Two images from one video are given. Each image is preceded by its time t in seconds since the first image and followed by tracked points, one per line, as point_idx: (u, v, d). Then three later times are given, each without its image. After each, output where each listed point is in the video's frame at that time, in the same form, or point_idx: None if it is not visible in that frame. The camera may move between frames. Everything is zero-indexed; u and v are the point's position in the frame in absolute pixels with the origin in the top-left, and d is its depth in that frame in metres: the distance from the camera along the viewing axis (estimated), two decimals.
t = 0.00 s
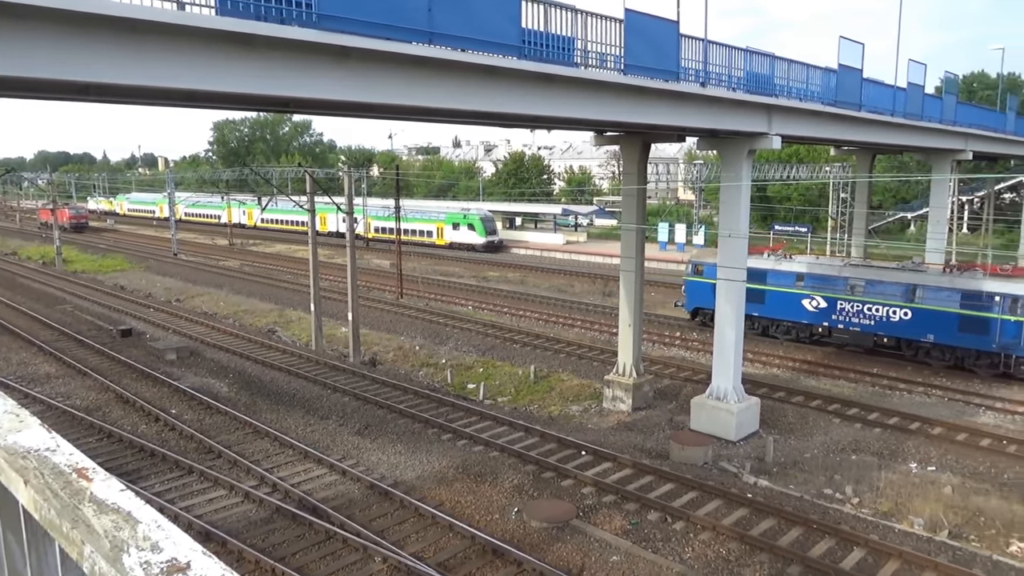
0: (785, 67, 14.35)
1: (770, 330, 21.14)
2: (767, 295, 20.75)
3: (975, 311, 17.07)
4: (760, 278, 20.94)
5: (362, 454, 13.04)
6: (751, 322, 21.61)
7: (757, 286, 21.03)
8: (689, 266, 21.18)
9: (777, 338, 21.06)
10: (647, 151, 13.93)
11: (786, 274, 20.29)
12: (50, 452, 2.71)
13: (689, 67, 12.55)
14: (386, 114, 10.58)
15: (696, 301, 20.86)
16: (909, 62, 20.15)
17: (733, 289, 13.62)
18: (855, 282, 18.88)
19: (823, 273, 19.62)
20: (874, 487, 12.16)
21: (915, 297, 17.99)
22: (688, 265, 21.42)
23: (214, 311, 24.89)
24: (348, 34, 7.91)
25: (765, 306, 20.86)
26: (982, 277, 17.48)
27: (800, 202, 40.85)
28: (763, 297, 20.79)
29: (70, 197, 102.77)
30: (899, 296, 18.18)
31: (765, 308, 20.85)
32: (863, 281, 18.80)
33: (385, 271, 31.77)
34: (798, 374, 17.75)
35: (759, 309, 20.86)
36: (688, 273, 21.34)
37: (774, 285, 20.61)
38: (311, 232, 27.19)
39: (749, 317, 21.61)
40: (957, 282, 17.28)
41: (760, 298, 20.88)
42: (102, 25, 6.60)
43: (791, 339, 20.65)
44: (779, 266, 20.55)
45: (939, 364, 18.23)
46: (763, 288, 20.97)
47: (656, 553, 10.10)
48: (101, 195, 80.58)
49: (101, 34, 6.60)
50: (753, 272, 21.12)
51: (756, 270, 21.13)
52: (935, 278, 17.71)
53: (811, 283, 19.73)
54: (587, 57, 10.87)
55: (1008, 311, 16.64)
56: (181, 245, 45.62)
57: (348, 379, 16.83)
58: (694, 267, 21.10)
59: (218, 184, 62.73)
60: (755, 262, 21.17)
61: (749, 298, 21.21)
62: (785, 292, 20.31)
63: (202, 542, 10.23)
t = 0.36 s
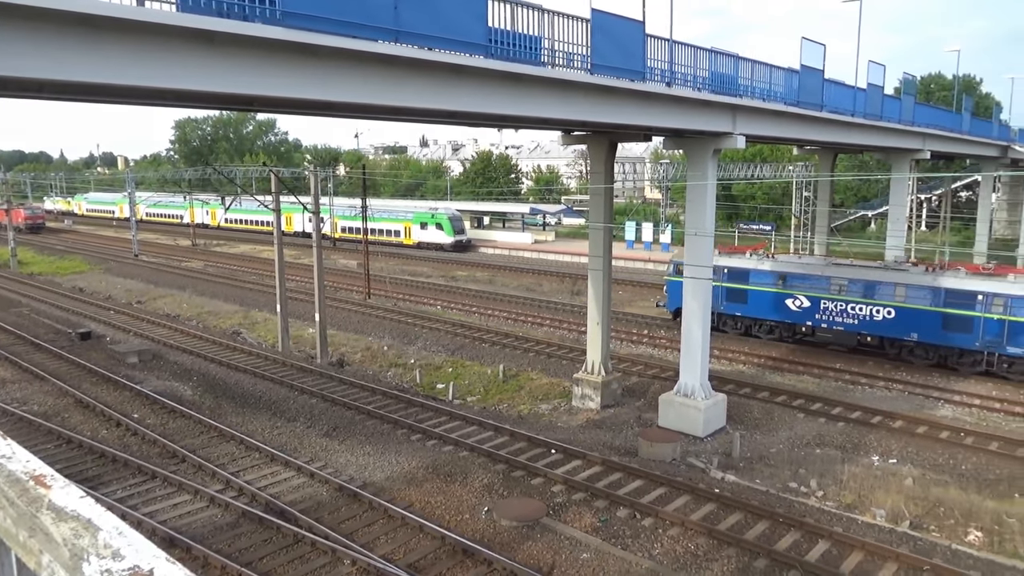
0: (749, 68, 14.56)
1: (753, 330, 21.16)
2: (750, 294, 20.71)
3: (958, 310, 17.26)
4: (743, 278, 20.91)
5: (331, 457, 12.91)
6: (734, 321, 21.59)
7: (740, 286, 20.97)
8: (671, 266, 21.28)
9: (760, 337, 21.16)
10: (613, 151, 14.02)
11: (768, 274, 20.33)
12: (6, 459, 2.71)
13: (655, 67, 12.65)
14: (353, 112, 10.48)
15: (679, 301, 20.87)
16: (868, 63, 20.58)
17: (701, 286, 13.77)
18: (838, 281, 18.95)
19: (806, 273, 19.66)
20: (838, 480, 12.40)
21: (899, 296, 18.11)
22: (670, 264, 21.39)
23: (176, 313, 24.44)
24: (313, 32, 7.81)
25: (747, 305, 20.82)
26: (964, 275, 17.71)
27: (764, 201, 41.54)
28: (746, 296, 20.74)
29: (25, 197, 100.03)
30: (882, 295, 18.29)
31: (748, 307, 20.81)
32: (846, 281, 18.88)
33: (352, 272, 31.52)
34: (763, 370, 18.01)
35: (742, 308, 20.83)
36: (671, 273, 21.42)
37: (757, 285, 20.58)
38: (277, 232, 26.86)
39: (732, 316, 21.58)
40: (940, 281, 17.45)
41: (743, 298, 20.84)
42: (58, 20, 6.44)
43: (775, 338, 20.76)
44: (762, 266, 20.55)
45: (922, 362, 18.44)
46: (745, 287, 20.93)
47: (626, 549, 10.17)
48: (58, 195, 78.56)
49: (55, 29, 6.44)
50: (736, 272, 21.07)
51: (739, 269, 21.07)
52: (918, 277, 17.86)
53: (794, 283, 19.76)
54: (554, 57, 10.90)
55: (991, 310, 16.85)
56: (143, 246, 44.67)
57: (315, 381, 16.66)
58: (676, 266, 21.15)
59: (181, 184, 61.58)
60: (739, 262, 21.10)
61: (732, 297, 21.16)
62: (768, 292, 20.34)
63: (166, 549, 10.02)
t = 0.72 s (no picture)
0: (730, 68, 14.65)
1: (752, 330, 20.98)
2: (749, 295, 20.48)
3: (961, 310, 17.04)
4: (742, 278, 20.69)
5: (313, 458, 12.84)
6: (733, 322, 21.40)
7: (739, 286, 20.75)
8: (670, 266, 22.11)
9: (759, 338, 20.98)
10: (596, 150, 14.07)
11: (768, 273, 20.15)
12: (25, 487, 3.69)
13: (637, 67, 12.70)
14: (335, 111, 10.41)
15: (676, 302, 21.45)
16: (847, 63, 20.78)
17: (683, 285, 13.86)
18: (839, 281, 18.76)
19: (806, 273, 19.47)
20: (819, 477, 12.50)
21: (901, 296, 17.92)
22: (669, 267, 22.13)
23: (156, 314, 24.19)
24: (293, 30, 7.75)
25: (747, 306, 20.60)
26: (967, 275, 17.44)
27: (745, 200, 42.01)
28: (745, 297, 20.52)
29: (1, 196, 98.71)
30: (883, 296, 18.12)
31: (747, 308, 20.58)
32: (847, 281, 18.69)
33: (334, 272, 31.38)
34: (745, 368, 18.14)
35: (741, 309, 20.59)
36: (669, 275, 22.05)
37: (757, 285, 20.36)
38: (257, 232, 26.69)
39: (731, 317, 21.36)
40: (942, 281, 17.24)
41: (742, 298, 20.61)
42: (30, 17, 6.33)
43: (775, 339, 20.60)
44: (761, 266, 20.37)
45: (924, 363, 18.33)
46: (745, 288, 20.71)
47: (609, 547, 10.19)
48: (34, 195, 77.49)
49: (30, 27, 6.33)
50: (735, 272, 20.85)
51: (738, 269, 20.89)
52: (919, 277, 17.66)
53: (794, 283, 19.58)
54: (536, 56, 10.91)
55: (994, 310, 16.57)
56: (121, 246, 44.11)
57: (297, 382, 16.57)
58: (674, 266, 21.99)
59: (159, 184, 60.94)
60: (738, 262, 20.95)
61: (731, 298, 20.93)
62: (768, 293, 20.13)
63: (146, 552, 9.91)
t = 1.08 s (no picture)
0: (718, 68, 14.70)
1: (759, 332, 20.72)
2: (756, 296, 20.23)
3: (973, 312, 16.81)
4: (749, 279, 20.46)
5: (303, 458, 12.79)
6: (739, 324, 21.14)
7: (746, 287, 20.52)
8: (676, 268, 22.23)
9: (766, 339, 20.74)
10: (585, 150, 14.09)
11: (775, 274, 19.94)
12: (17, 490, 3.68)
13: (626, 67, 12.73)
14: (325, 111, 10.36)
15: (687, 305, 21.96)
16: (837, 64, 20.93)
17: (673, 285, 13.90)
18: (847, 282, 18.54)
19: (814, 274, 19.25)
20: (808, 475, 12.57)
21: (911, 298, 17.70)
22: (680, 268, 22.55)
23: (143, 315, 24.04)
24: (282, 29, 7.72)
25: (753, 308, 20.35)
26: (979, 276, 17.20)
27: (734, 199, 42.18)
28: (752, 299, 20.25)
29: None
30: (893, 297, 17.91)
31: (754, 310, 20.32)
32: (856, 282, 18.48)
33: (323, 272, 31.30)
34: (735, 367, 18.22)
35: (748, 311, 20.32)
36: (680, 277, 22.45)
37: (763, 287, 20.13)
38: (245, 232, 26.58)
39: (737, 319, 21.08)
40: (953, 282, 17.01)
41: (749, 300, 20.36)
42: (14, 16, 6.26)
43: (783, 341, 20.40)
44: (768, 266, 20.15)
45: (935, 365, 18.10)
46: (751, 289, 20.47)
47: (600, 546, 10.21)
48: (20, 195, 76.82)
49: (15, 25, 6.26)
50: (742, 273, 20.61)
51: (745, 270, 20.69)
52: (930, 277, 17.44)
53: (802, 284, 19.36)
54: (525, 56, 10.91)
55: (1006, 312, 16.35)
56: (108, 246, 43.78)
57: (286, 382, 16.51)
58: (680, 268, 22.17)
59: (147, 183, 60.56)
60: (745, 263, 20.77)
61: (737, 300, 20.66)
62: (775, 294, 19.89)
63: (134, 554, 9.84)
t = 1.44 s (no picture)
0: (709, 68, 14.74)
1: (768, 334, 20.47)
2: (766, 298, 19.90)
3: (988, 313, 16.53)
4: (758, 280, 20.12)
5: (294, 459, 12.75)
6: (748, 326, 20.82)
7: (754, 289, 20.18)
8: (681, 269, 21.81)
9: (776, 341, 20.47)
10: (576, 149, 14.10)
11: (784, 275, 19.61)
12: None
13: (617, 67, 12.74)
14: (315, 110, 10.31)
15: (690, 305, 21.58)
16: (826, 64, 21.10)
17: (663, 284, 13.91)
18: (859, 284, 18.28)
19: (824, 275, 18.96)
20: (799, 473, 12.62)
21: (924, 299, 17.44)
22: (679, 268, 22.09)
23: (132, 316, 23.91)
24: (272, 29, 7.68)
25: (763, 310, 20.02)
26: (993, 277, 16.93)
27: (725, 199, 42.30)
28: (761, 300, 19.94)
29: None
30: (906, 299, 17.66)
31: (763, 312, 19.99)
32: (868, 283, 18.21)
33: (314, 272, 31.20)
34: (725, 366, 18.28)
35: (757, 313, 19.98)
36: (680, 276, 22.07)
37: (773, 288, 19.81)
38: (235, 232, 26.48)
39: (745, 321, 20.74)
40: (967, 283, 16.75)
41: (758, 301, 20.02)
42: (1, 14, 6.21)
43: (793, 343, 20.14)
44: (777, 267, 19.83)
45: (948, 367, 17.85)
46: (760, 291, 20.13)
47: (592, 546, 10.22)
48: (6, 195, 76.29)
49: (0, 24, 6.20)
50: (751, 274, 20.25)
51: (754, 271, 20.33)
52: (943, 279, 17.19)
53: (812, 285, 19.06)
54: (516, 56, 10.91)
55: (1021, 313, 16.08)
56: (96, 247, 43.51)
57: (277, 382, 16.46)
58: (685, 269, 21.76)
59: (136, 183, 60.20)
60: (753, 264, 20.42)
61: (746, 301, 20.32)
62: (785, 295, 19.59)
63: (124, 556, 9.78)
